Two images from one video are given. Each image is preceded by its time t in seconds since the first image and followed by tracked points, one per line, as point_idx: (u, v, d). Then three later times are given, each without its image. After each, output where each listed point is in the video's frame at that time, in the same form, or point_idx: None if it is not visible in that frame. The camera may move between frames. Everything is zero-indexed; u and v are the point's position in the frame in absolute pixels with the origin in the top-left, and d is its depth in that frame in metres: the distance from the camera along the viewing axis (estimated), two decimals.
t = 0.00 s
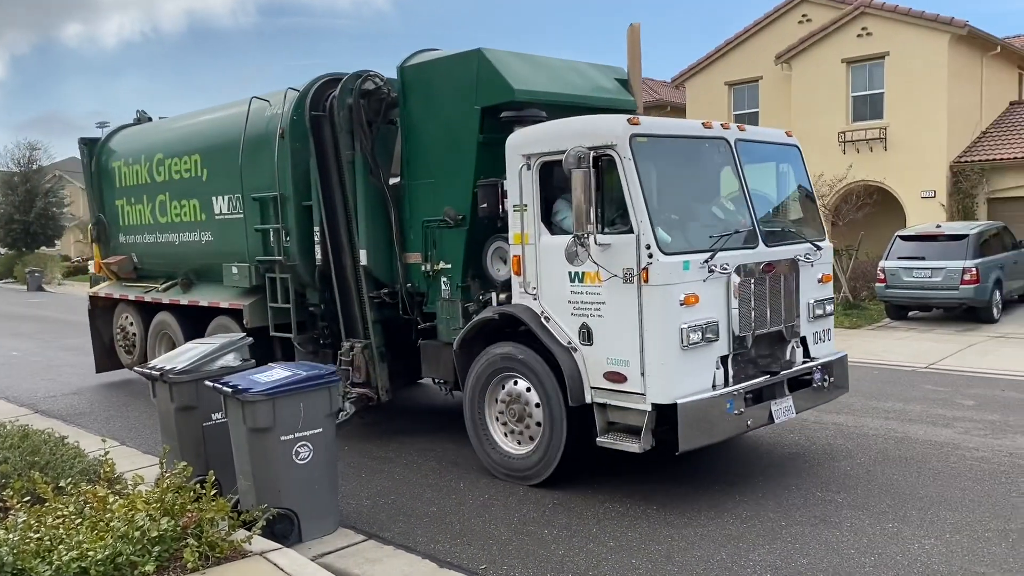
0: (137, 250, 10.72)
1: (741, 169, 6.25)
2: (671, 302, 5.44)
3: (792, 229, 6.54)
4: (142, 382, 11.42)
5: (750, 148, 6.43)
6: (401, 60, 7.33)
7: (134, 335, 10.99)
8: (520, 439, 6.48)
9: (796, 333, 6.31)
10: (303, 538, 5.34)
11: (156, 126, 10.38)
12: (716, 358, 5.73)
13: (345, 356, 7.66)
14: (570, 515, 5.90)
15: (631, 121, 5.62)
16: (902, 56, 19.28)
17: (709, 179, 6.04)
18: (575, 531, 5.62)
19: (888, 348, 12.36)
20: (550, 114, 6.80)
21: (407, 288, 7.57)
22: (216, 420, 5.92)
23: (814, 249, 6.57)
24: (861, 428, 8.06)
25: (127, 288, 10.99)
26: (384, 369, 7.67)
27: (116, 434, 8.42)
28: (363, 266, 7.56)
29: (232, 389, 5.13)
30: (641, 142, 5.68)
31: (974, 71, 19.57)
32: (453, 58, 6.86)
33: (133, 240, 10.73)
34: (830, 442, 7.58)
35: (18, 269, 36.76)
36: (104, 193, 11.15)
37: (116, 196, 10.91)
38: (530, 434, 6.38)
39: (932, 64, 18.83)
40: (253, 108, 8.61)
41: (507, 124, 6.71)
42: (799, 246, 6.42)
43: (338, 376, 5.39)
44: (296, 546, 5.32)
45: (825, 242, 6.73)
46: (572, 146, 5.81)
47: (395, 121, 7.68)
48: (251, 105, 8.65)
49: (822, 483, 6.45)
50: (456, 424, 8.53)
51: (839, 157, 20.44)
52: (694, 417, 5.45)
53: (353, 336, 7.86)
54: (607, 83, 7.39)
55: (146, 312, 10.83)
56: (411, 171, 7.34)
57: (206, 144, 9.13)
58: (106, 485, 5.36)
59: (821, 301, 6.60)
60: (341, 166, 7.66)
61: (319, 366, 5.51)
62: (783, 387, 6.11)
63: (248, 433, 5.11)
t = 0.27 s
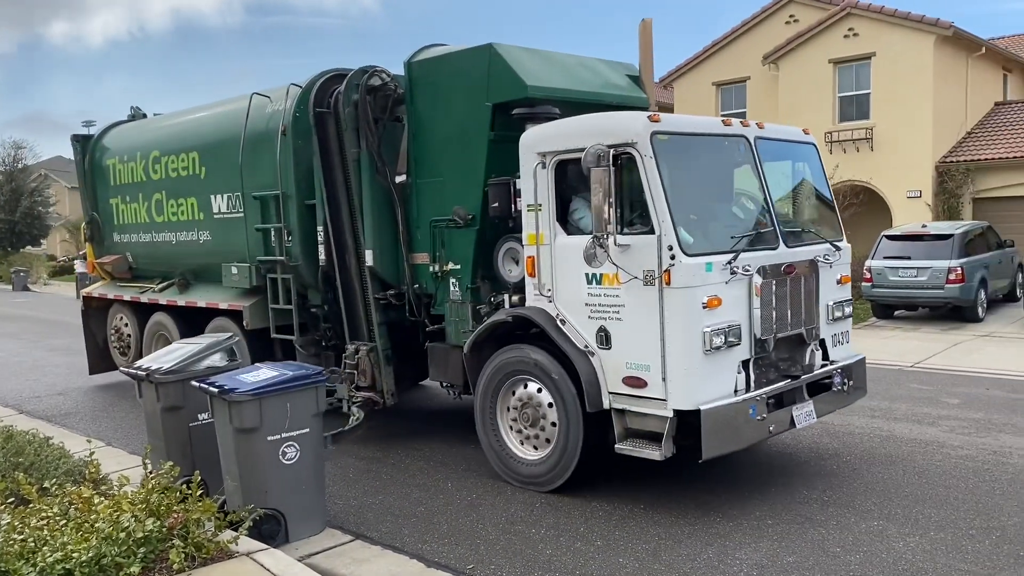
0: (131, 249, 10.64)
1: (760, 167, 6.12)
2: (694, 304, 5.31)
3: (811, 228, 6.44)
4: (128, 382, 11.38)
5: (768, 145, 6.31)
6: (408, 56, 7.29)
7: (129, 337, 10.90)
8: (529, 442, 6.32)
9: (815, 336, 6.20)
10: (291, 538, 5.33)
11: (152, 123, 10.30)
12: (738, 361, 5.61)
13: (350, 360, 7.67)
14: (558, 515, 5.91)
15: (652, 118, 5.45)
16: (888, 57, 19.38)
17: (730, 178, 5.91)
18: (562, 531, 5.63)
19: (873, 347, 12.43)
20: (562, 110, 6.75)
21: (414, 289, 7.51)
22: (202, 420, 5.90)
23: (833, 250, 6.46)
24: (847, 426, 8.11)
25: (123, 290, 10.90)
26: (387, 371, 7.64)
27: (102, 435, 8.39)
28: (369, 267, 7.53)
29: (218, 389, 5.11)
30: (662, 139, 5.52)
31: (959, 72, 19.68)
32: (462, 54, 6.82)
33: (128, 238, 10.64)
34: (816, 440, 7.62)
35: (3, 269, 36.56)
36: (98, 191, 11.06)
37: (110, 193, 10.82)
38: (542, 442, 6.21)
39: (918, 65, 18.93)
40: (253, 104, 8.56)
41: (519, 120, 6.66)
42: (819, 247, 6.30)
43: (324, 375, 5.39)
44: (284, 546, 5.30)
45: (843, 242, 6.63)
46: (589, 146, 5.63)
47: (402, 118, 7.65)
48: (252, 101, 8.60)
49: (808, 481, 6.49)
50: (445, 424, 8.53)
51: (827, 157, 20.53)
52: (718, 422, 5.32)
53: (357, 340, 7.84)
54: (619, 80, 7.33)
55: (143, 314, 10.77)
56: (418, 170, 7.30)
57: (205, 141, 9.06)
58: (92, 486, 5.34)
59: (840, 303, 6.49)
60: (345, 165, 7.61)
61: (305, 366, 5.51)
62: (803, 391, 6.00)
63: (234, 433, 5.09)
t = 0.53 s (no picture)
0: (126, 248, 10.59)
1: (772, 165, 6.12)
2: (708, 304, 5.27)
3: (822, 228, 6.43)
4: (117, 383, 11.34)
5: (779, 144, 6.32)
6: (411, 51, 7.27)
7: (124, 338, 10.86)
8: (532, 442, 6.30)
9: (827, 337, 6.18)
10: (281, 538, 5.31)
11: (147, 121, 10.27)
12: (751, 362, 5.59)
13: (337, 362, 7.61)
14: (550, 515, 5.91)
15: (665, 116, 5.43)
16: (879, 58, 19.44)
17: (743, 177, 5.89)
18: (553, 531, 5.62)
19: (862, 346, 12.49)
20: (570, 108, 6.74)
21: (418, 288, 7.49)
22: (192, 421, 5.88)
23: (844, 250, 6.45)
24: (836, 426, 8.14)
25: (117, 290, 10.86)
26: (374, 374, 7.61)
27: (90, 436, 8.35)
28: (371, 266, 7.48)
29: (208, 389, 5.10)
30: (676, 137, 5.51)
31: (948, 72, 19.77)
32: (467, 50, 6.81)
33: (123, 237, 10.60)
34: (807, 440, 7.64)
35: None
36: (92, 189, 11.01)
37: (104, 192, 10.78)
38: (546, 447, 6.20)
39: (908, 66, 19.01)
40: (252, 101, 8.54)
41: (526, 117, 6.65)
42: (830, 246, 6.30)
43: (315, 376, 5.40)
44: (274, 547, 5.28)
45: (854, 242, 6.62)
46: (601, 142, 5.61)
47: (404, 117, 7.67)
48: (251, 97, 8.58)
49: (798, 481, 6.51)
50: (436, 424, 8.52)
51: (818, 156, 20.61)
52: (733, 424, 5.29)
53: (345, 342, 7.76)
54: (626, 76, 7.32)
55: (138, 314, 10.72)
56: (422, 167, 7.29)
57: (202, 138, 9.03)
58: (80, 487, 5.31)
59: (851, 303, 6.48)
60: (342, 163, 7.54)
61: (295, 366, 5.50)
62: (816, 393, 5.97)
63: (224, 434, 5.07)
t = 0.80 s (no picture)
0: (121, 248, 10.55)
1: (775, 164, 6.13)
2: (713, 303, 5.27)
3: (825, 227, 6.44)
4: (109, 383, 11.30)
5: (782, 142, 6.32)
6: (411, 50, 7.23)
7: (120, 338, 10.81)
8: (531, 442, 6.30)
9: (831, 337, 6.19)
10: (275, 539, 5.29)
11: (142, 120, 10.22)
12: (756, 362, 5.60)
13: (316, 363, 7.50)
14: (545, 515, 5.90)
15: (669, 114, 5.42)
16: (872, 58, 19.49)
17: (747, 176, 5.89)
18: (549, 531, 5.62)
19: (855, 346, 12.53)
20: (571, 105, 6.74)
21: (418, 289, 7.47)
22: (186, 421, 5.86)
23: (848, 249, 6.46)
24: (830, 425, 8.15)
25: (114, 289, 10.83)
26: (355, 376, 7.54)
27: (83, 436, 8.31)
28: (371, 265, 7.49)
29: (202, 389, 5.08)
30: (680, 135, 5.51)
31: (941, 72, 19.83)
32: (466, 49, 6.80)
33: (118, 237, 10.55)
34: (800, 439, 7.64)
35: None
36: (87, 188, 10.96)
37: (99, 191, 10.73)
38: (546, 449, 6.20)
39: (900, 66, 19.05)
40: (250, 99, 8.50)
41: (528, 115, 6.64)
42: (834, 246, 6.31)
43: (308, 375, 5.39)
44: (268, 548, 5.27)
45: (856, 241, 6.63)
46: (603, 141, 5.61)
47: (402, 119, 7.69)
48: (248, 95, 8.54)
49: (792, 480, 6.51)
50: (431, 425, 8.50)
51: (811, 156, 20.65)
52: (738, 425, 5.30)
53: (328, 345, 7.70)
54: (626, 74, 7.31)
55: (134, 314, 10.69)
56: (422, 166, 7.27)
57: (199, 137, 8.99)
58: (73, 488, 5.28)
59: (854, 303, 6.49)
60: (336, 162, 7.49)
61: (289, 366, 5.49)
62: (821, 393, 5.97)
63: (218, 433, 5.05)
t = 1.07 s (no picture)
0: (119, 248, 10.52)
1: (775, 164, 6.14)
2: (714, 304, 5.27)
3: (825, 227, 6.45)
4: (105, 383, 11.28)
5: (782, 142, 6.33)
6: (409, 50, 7.22)
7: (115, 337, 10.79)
8: (531, 442, 6.29)
9: (831, 337, 6.20)
10: (271, 540, 5.28)
11: (139, 120, 10.20)
12: (756, 363, 5.60)
13: (298, 364, 7.42)
14: (542, 515, 5.90)
15: (670, 114, 5.43)
16: (868, 58, 19.53)
17: (747, 176, 5.90)
18: (546, 531, 5.62)
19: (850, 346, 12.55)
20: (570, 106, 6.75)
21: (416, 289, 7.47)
22: (182, 421, 5.85)
23: (848, 250, 6.46)
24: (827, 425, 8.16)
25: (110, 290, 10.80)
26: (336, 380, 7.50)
27: (79, 437, 8.30)
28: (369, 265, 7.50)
29: (198, 390, 5.07)
30: (680, 135, 5.51)
31: (938, 73, 19.88)
32: (464, 49, 6.79)
33: (115, 237, 10.52)
34: (797, 439, 7.65)
35: None
36: (84, 188, 10.93)
37: (96, 191, 10.70)
38: (545, 449, 6.20)
39: (897, 67, 19.09)
40: (248, 98, 8.49)
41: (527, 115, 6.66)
42: (834, 246, 6.32)
43: (306, 376, 5.37)
44: (264, 549, 5.25)
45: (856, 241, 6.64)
46: (603, 141, 5.61)
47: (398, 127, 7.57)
48: (246, 95, 8.53)
49: (788, 480, 6.52)
50: (428, 425, 8.49)
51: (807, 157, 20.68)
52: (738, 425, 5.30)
53: (308, 349, 7.66)
54: (626, 74, 7.32)
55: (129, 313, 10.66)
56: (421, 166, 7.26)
57: (197, 136, 8.98)
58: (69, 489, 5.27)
59: (854, 303, 6.50)
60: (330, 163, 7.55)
61: (287, 367, 5.47)
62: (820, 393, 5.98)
63: (214, 434, 5.05)
